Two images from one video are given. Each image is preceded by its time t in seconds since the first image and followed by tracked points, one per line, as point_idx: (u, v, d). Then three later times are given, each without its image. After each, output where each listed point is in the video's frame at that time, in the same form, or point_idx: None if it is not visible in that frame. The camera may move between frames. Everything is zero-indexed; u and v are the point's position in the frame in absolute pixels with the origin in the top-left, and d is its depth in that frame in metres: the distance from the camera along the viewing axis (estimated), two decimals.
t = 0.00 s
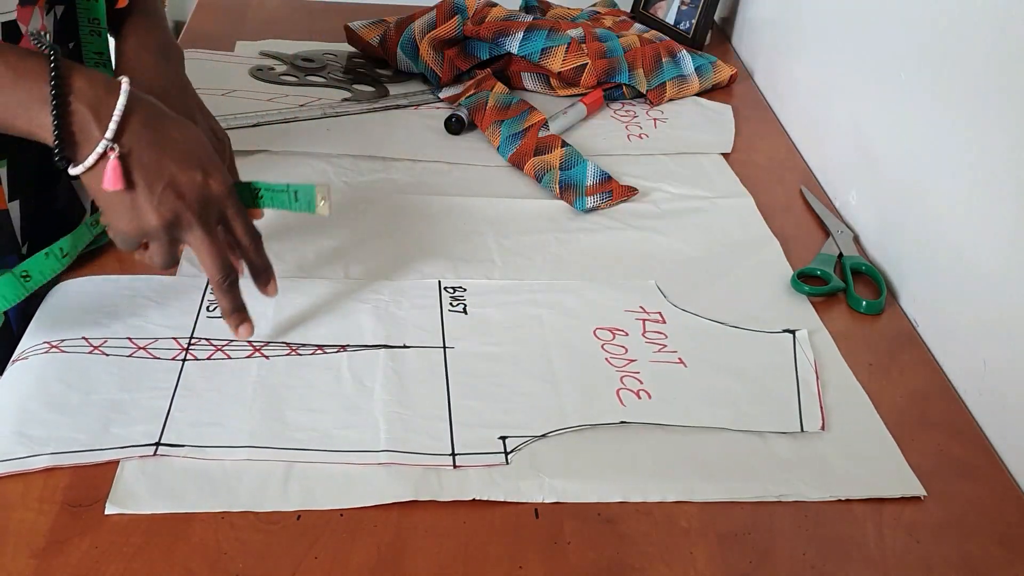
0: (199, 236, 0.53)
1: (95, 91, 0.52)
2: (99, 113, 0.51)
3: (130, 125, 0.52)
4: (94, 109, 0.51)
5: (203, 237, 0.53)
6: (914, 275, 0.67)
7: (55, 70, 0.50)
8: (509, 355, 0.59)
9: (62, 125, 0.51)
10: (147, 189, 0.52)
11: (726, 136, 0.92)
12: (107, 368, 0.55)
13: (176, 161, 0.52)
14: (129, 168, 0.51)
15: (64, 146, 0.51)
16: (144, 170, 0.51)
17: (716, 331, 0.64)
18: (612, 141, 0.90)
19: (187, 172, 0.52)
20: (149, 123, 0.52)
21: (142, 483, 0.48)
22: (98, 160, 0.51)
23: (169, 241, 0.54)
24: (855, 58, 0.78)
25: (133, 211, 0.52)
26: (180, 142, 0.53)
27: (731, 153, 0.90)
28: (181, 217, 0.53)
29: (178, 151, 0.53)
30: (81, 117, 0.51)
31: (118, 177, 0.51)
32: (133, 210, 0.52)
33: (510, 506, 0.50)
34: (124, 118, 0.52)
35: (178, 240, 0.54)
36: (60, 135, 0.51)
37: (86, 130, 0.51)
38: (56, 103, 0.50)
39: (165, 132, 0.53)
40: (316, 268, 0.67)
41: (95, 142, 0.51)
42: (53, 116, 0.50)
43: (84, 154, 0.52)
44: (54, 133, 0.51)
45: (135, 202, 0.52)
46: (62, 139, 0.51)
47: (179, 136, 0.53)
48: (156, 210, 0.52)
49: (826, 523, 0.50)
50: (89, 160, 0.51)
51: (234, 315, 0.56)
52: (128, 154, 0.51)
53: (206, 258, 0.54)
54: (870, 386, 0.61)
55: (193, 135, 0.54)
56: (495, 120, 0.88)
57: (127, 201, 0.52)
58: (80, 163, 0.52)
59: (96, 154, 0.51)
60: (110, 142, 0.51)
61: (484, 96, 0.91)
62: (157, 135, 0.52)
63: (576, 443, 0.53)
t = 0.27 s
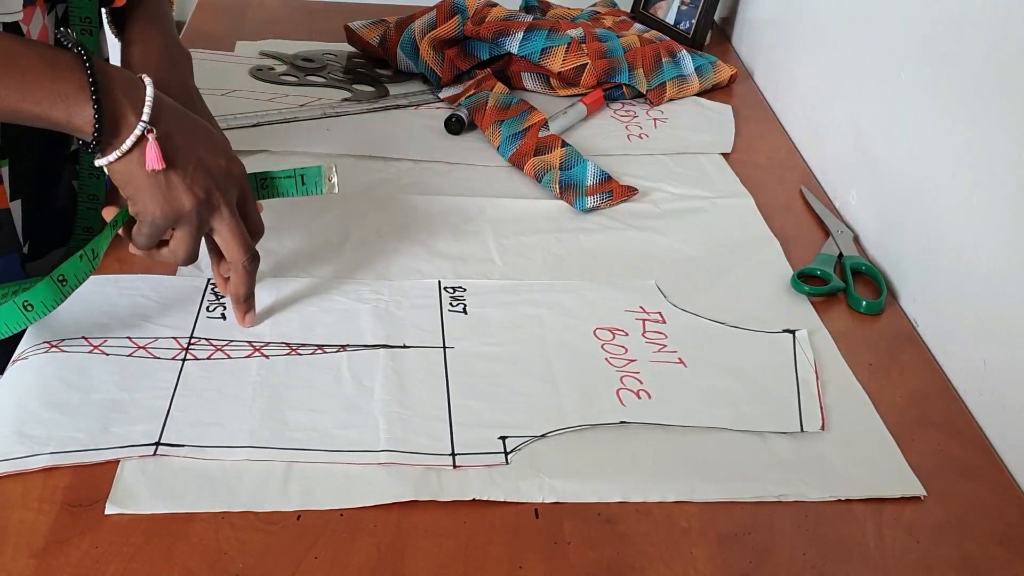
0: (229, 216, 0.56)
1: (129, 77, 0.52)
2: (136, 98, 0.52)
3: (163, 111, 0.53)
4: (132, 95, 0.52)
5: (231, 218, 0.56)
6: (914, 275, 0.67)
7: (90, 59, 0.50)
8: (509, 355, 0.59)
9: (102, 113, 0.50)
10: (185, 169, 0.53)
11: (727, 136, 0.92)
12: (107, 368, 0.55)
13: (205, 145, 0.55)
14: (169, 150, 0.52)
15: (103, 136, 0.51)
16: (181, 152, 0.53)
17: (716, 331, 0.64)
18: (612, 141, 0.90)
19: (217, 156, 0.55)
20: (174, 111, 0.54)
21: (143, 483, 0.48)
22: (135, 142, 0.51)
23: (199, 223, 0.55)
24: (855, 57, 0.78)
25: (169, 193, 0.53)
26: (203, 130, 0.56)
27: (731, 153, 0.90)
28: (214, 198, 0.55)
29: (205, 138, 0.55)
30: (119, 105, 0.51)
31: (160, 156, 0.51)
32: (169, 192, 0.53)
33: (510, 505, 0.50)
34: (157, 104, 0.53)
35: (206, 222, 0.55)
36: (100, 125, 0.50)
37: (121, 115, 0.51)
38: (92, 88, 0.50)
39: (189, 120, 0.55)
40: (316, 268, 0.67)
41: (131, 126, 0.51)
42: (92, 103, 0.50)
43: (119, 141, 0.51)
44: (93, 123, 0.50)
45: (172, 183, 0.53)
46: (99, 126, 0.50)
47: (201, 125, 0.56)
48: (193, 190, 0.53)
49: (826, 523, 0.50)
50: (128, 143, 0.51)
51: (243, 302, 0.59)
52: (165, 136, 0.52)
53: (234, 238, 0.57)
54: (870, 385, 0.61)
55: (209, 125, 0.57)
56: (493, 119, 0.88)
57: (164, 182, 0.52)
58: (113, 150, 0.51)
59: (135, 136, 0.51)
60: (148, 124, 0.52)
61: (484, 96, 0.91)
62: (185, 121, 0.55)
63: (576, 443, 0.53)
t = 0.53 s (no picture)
0: (227, 199, 0.56)
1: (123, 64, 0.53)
2: (130, 82, 0.52)
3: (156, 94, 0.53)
4: (126, 81, 0.52)
5: (229, 200, 0.56)
6: (914, 275, 0.67)
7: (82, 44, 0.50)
8: (509, 355, 0.59)
9: (97, 96, 0.51)
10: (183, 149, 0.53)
11: (726, 136, 0.92)
12: (106, 368, 0.55)
13: (201, 128, 0.55)
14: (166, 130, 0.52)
15: (99, 120, 0.51)
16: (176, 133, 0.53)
17: (716, 331, 0.64)
18: (612, 142, 0.90)
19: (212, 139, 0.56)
20: (168, 95, 0.55)
21: (142, 483, 0.48)
22: (132, 123, 0.51)
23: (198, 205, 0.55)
24: (855, 57, 0.78)
25: (167, 174, 0.53)
26: (199, 113, 0.56)
27: (730, 153, 0.90)
28: (213, 179, 0.55)
29: (199, 122, 0.56)
30: (113, 89, 0.51)
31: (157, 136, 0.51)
32: (168, 173, 0.53)
33: (509, 505, 0.50)
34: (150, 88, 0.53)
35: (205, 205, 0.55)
36: (95, 107, 0.50)
37: (116, 97, 0.51)
38: (86, 73, 0.50)
39: (183, 103, 0.55)
40: (315, 268, 0.67)
41: (126, 107, 0.51)
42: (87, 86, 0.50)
43: (114, 123, 0.51)
44: (88, 107, 0.50)
45: (170, 164, 0.53)
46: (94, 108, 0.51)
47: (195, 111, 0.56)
48: (192, 171, 0.53)
49: (826, 522, 0.50)
50: (123, 123, 0.51)
51: (244, 289, 0.60)
52: (160, 117, 0.53)
53: (233, 220, 0.57)
54: (870, 385, 0.61)
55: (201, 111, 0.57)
56: (493, 119, 0.88)
57: (161, 163, 0.52)
58: (108, 133, 0.51)
59: (130, 117, 0.51)
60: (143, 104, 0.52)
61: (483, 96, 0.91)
62: (180, 106, 0.55)
63: (576, 443, 0.53)
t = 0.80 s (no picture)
0: (225, 219, 0.57)
1: (131, 78, 0.53)
2: (140, 97, 0.52)
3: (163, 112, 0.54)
4: (135, 96, 0.52)
5: (228, 222, 0.57)
6: (914, 275, 0.67)
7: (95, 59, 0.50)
8: (508, 355, 0.59)
9: (108, 111, 0.51)
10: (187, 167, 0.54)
11: (726, 136, 0.92)
12: (105, 368, 0.55)
13: (204, 148, 0.56)
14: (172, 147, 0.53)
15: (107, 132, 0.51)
16: (182, 151, 0.54)
17: (716, 331, 0.64)
18: (612, 142, 0.90)
19: (215, 159, 0.56)
20: (175, 115, 0.55)
21: (142, 483, 0.48)
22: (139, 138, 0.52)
23: (197, 224, 0.55)
24: (855, 57, 0.78)
25: (170, 193, 0.53)
26: (202, 136, 0.57)
27: (730, 153, 0.90)
28: (213, 197, 0.55)
29: (203, 142, 0.56)
30: (124, 104, 0.51)
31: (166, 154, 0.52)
32: (171, 192, 0.53)
33: (509, 505, 0.50)
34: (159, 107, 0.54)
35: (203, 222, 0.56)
36: (104, 121, 0.50)
37: (126, 112, 0.51)
38: (97, 86, 0.50)
39: (188, 125, 0.56)
40: (315, 268, 0.67)
41: (136, 125, 0.52)
42: (98, 101, 0.50)
43: (123, 139, 0.51)
44: (98, 124, 0.50)
45: (175, 182, 0.53)
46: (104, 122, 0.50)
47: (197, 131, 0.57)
48: (195, 189, 0.54)
49: (826, 522, 0.50)
50: (133, 141, 0.51)
51: (232, 311, 0.59)
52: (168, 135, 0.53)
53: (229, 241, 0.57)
54: (870, 386, 0.61)
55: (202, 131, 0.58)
56: (493, 119, 0.88)
57: (167, 181, 0.53)
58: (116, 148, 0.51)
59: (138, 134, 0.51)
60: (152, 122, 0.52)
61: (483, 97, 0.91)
62: (184, 125, 0.56)
63: (575, 443, 0.53)
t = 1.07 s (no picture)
0: (226, 217, 0.57)
1: (133, 78, 0.53)
2: (141, 96, 0.52)
3: (165, 112, 0.54)
4: (136, 96, 0.52)
5: (229, 221, 0.57)
6: (914, 275, 0.67)
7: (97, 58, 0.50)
8: (508, 355, 0.59)
9: (110, 111, 0.51)
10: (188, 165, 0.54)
11: (726, 136, 0.92)
12: (105, 368, 0.55)
13: (205, 147, 0.56)
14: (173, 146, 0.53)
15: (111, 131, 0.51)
16: (183, 150, 0.54)
17: (716, 331, 0.64)
18: (612, 142, 0.90)
19: (216, 158, 0.57)
20: (176, 115, 0.55)
21: (142, 483, 0.48)
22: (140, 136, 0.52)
23: (198, 222, 0.55)
24: (855, 57, 0.78)
25: (172, 192, 0.53)
26: (204, 136, 0.57)
27: (731, 153, 0.90)
28: (214, 196, 0.56)
29: (204, 141, 0.57)
30: (125, 104, 0.51)
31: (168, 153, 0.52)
32: (172, 191, 0.53)
33: (509, 505, 0.50)
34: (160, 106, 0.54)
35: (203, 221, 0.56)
36: (106, 121, 0.50)
37: (128, 110, 0.51)
38: (99, 83, 0.50)
39: (189, 125, 0.56)
40: (315, 268, 0.67)
41: (138, 123, 0.52)
42: (101, 101, 0.50)
43: (125, 138, 0.51)
44: (101, 124, 0.50)
45: (176, 181, 0.53)
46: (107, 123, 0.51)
47: (198, 131, 0.57)
48: (196, 188, 0.54)
49: (826, 522, 0.50)
50: (134, 139, 0.51)
51: (232, 310, 0.59)
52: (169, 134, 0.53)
53: (229, 240, 0.57)
54: (870, 386, 0.61)
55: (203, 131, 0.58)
56: (493, 119, 0.88)
57: (167, 180, 0.53)
58: (118, 147, 0.51)
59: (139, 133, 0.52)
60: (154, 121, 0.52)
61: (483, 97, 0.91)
62: (186, 124, 0.56)
63: (575, 443, 0.53)
